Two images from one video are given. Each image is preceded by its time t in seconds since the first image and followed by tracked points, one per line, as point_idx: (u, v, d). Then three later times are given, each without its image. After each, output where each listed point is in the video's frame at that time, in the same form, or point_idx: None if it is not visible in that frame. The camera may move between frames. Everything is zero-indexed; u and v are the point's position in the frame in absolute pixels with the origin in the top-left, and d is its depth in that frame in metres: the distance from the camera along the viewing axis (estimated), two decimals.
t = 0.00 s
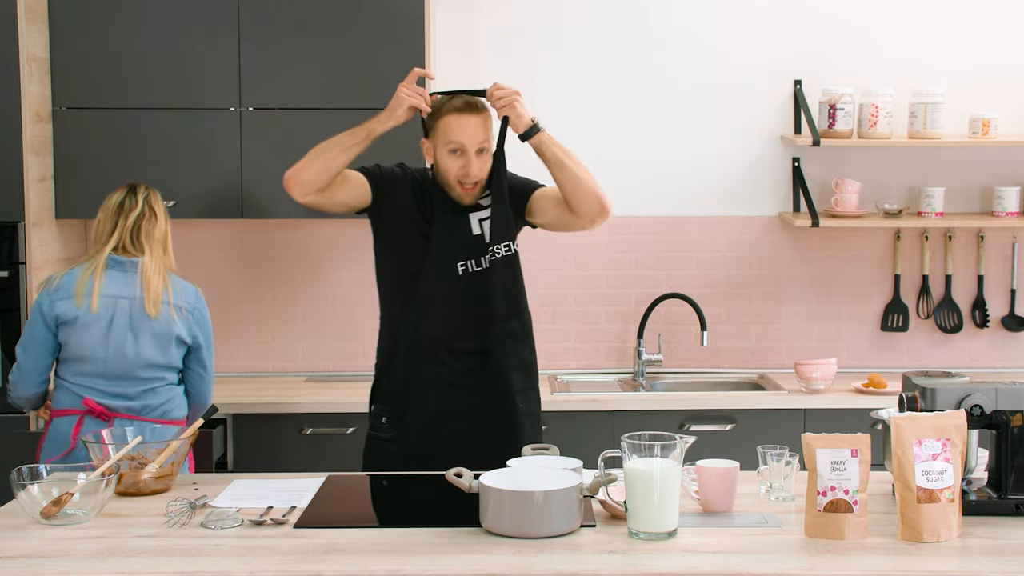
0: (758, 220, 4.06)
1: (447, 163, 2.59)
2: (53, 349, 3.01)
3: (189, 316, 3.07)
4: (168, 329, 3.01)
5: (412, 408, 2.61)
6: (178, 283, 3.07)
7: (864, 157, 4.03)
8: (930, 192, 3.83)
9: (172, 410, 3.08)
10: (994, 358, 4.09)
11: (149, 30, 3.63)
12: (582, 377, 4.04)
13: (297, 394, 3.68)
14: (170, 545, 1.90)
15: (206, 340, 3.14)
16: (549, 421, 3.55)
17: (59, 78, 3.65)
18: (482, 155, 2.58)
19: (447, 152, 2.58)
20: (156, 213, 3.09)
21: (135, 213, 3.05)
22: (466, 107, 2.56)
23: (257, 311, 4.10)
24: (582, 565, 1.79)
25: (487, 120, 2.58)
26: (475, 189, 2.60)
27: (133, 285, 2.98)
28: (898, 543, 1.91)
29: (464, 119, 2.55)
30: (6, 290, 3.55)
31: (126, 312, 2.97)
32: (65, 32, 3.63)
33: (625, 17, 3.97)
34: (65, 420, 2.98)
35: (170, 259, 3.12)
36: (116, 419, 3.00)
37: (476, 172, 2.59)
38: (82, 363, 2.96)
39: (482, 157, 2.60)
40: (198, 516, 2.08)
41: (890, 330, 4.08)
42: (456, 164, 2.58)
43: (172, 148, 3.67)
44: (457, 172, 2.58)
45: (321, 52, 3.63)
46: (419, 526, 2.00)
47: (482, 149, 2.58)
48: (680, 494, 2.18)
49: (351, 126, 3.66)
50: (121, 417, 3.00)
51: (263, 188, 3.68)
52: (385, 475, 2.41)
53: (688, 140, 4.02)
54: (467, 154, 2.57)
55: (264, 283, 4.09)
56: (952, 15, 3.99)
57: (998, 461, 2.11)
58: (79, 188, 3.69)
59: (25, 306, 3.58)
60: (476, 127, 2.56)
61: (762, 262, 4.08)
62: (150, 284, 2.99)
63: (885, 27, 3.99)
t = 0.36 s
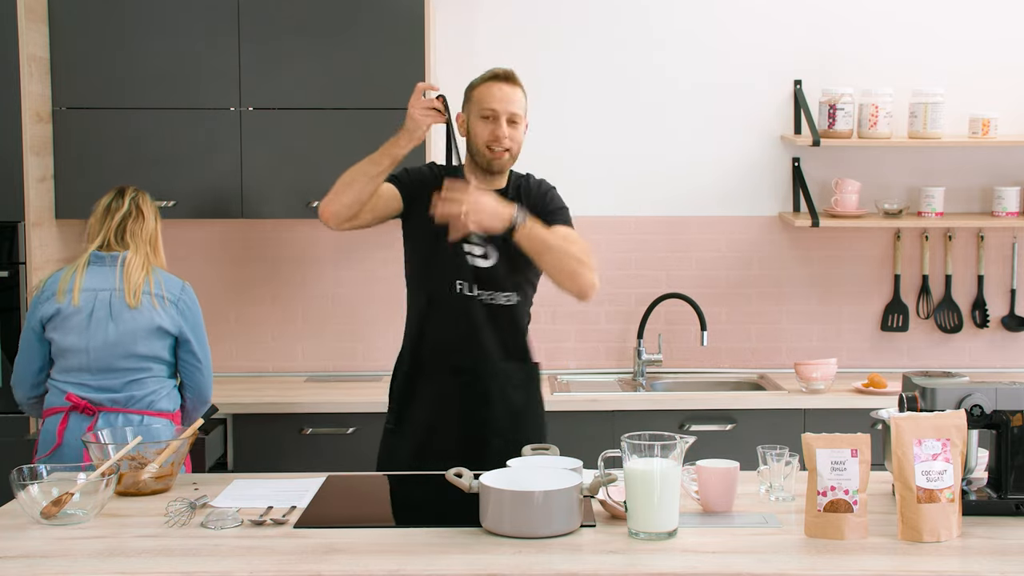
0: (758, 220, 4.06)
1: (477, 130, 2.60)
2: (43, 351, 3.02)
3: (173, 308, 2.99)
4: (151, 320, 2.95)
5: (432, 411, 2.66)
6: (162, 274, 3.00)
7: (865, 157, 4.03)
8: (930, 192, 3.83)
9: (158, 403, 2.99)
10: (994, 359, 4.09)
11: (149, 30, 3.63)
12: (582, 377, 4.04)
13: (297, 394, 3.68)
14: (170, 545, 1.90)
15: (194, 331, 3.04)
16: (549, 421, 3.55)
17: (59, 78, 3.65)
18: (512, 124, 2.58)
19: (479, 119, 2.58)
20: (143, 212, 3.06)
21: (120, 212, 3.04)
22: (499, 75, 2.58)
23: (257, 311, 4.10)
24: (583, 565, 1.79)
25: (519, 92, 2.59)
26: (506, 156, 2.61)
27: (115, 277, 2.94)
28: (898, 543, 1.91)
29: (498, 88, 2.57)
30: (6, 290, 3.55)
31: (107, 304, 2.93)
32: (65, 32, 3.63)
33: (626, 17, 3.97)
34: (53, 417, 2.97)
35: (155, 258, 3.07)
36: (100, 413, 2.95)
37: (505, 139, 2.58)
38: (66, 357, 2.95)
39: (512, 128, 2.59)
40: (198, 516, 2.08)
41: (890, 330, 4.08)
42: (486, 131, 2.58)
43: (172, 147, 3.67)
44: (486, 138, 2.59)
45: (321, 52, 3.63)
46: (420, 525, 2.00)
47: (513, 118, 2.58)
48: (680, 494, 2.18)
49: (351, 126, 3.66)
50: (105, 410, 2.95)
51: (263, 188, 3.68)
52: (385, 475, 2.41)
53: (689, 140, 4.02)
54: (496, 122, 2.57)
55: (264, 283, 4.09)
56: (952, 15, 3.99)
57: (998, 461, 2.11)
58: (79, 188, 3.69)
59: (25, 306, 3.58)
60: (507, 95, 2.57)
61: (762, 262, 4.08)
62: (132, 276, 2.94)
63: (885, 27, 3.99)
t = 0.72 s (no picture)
0: (758, 220, 4.06)
1: (496, 143, 2.64)
2: (54, 350, 3.02)
3: (184, 308, 2.98)
4: (161, 319, 2.95)
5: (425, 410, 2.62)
6: (174, 274, 2.99)
7: (865, 157, 4.03)
8: (930, 192, 3.83)
9: (170, 402, 2.99)
10: (994, 359, 4.09)
11: (149, 30, 3.63)
12: (582, 377, 4.04)
13: (297, 394, 3.68)
14: (170, 545, 1.90)
15: (205, 330, 3.04)
16: (549, 421, 3.55)
17: (59, 78, 3.65)
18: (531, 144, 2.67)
19: (498, 134, 2.64)
20: (159, 212, 3.06)
21: (135, 212, 3.03)
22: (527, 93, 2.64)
23: (257, 311, 4.10)
24: (583, 565, 1.79)
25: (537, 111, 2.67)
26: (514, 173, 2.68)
27: (126, 277, 2.94)
28: (898, 543, 1.91)
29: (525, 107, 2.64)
30: (6, 290, 3.55)
31: (119, 304, 2.93)
32: (65, 32, 3.63)
33: (627, 17, 3.97)
34: (65, 417, 2.98)
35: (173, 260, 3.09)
36: (111, 413, 2.96)
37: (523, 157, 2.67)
38: (77, 357, 2.95)
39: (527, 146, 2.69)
40: (197, 516, 2.08)
41: (890, 330, 4.08)
42: (506, 148, 2.64)
43: (172, 148, 3.67)
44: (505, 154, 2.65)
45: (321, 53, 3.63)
46: (419, 526, 2.00)
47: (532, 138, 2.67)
48: (680, 494, 2.18)
49: (351, 126, 3.66)
50: (116, 410, 2.96)
51: (263, 188, 3.68)
52: (385, 476, 2.41)
53: (689, 140, 4.02)
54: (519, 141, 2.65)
55: (264, 283, 4.09)
56: (951, 15, 3.99)
57: (998, 461, 2.11)
58: (79, 188, 3.69)
59: (25, 306, 3.58)
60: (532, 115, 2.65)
61: (762, 262, 4.08)
62: (144, 276, 2.93)
63: (885, 28, 3.99)
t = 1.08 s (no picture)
0: (758, 220, 4.06)
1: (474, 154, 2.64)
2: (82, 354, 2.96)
3: (213, 310, 2.98)
4: (193, 322, 2.93)
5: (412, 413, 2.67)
6: (205, 276, 2.99)
7: (865, 157, 4.03)
8: (930, 192, 3.83)
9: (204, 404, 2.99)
10: (994, 359, 4.09)
11: (148, 30, 3.63)
12: (582, 377, 4.04)
13: (297, 394, 3.68)
14: (170, 545, 1.90)
15: (230, 333, 3.05)
16: (549, 421, 3.55)
17: (59, 78, 3.65)
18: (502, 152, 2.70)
19: (477, 144, 2.64)
20: (178, 213, 3.00)
21: (163, 215, 2.98)
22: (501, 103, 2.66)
23: (256, 311, 4.10)
24: (582, 565, 1.79)
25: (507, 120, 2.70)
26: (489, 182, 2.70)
27: (160, 280, 2.91)
28: (898, 544, 1.91)
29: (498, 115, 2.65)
30: (6, 290, 3.55)
31: (153, 307, 2.90)
32: (65, 32, 3.63)
33: (628, 17, 3.97)
34: (98, 418, 2.92)
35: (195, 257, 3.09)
36: (149, 416, 2.93)
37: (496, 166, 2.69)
38: (110, 360, 2.91)
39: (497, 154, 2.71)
40: (198, 516, 2.08)
41: (890, 330, 4.08)
42: (484, 158, 2.65)
43: (172, 148, 3.67)
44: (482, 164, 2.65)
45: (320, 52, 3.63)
46: (419, 526, 2.00)
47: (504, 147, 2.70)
48: (680, 494, 2.18)
49: (351, 126, 3.66)
50: (153, 413, 2.93)
51: (263, 188, 3.68)
52: (385, 476, 2.41)
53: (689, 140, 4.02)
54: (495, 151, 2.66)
55: (264, 283, 4.09)
56: (951, 15, 3.99)
57: (998, 461, 2.11)
58: (79, 188, 3.69)
59: (26, 306, 3.58)
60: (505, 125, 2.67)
61: (762, 262, 4.08)
62: (179, 280, 2.91)
63: (885, 27, 3.99)
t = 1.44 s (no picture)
0: (758, 220, 4.06)
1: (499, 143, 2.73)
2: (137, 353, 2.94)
3: (263, 320, 3.00)
4: (249, 330, 2.95)
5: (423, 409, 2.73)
6: (260, 285, 3.01)
7: (865, 157, 4.04)
8: (930, 192, 3.83)
9: (254, 410, 3.00)
10: (994, 359, 4.09)
11: (148, 30, 3.63)
12: (582, 377, 4.05)
13: (298, 394, 3.68)
14: (170, 545, 1.90)
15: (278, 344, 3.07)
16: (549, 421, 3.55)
17: (59, 78, 3.65)
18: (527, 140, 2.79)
19: (501, 133, 2.74)
20: (235, 219, 3.01)
21: (221, 220, 2.99)
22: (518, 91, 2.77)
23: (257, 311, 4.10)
24: (582, 565, 1.79)
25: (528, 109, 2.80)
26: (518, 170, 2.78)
27: (222, 287, 2.92)
28: (898, 543, 1.91)
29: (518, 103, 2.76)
30: (6, 290, 3.56)
31: (213, 312, 2.90)
32: (65, 31, 3.63)
33: (629, 17, 3.97)
34: (146, 421, 2.90)
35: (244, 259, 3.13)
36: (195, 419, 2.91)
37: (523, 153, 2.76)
38: (166, 361, 2.89)
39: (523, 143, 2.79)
40: (197, 516, 2.08)
41: (890, 330, 4.08)
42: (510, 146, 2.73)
43: (172, 147, 3.67)
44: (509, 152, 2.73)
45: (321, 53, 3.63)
46: (419, 525, 2.00)
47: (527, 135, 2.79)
48: (680, 494, 2.18)
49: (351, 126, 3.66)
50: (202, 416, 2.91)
51: (263, 188, 3.68)
52: (386, 476, 2.41)
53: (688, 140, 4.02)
54: (519, 138, 2.76)
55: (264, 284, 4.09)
56: (952, 15, 3.99)
57: (998, 461, 2.11)
58: (79, 188, 3.69)
59: (25, 306, 3.59)
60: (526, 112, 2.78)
61: (762, 262, 4.08)
62: (239, 288, 2.92)
63: (885, 27, 3.99)
